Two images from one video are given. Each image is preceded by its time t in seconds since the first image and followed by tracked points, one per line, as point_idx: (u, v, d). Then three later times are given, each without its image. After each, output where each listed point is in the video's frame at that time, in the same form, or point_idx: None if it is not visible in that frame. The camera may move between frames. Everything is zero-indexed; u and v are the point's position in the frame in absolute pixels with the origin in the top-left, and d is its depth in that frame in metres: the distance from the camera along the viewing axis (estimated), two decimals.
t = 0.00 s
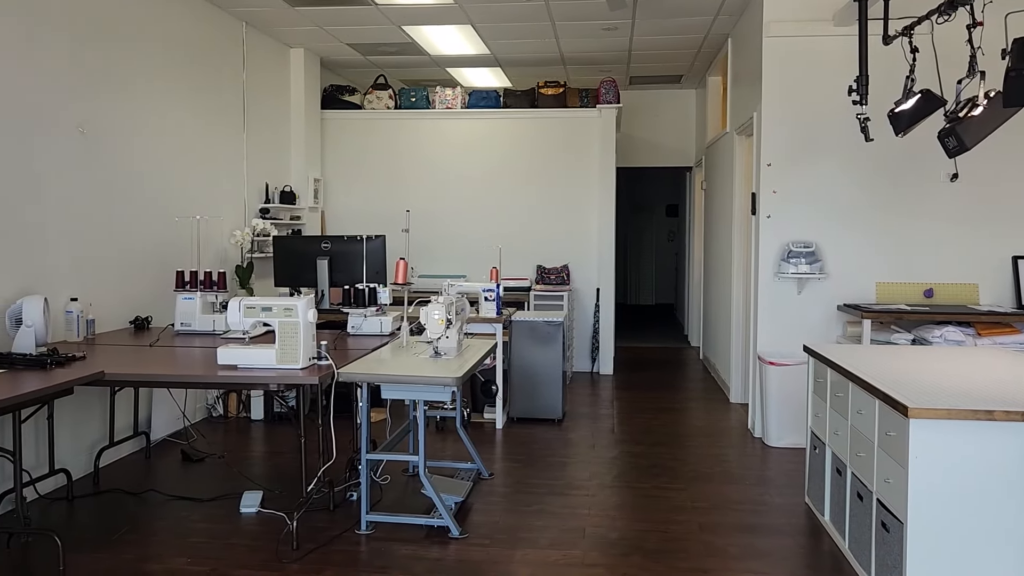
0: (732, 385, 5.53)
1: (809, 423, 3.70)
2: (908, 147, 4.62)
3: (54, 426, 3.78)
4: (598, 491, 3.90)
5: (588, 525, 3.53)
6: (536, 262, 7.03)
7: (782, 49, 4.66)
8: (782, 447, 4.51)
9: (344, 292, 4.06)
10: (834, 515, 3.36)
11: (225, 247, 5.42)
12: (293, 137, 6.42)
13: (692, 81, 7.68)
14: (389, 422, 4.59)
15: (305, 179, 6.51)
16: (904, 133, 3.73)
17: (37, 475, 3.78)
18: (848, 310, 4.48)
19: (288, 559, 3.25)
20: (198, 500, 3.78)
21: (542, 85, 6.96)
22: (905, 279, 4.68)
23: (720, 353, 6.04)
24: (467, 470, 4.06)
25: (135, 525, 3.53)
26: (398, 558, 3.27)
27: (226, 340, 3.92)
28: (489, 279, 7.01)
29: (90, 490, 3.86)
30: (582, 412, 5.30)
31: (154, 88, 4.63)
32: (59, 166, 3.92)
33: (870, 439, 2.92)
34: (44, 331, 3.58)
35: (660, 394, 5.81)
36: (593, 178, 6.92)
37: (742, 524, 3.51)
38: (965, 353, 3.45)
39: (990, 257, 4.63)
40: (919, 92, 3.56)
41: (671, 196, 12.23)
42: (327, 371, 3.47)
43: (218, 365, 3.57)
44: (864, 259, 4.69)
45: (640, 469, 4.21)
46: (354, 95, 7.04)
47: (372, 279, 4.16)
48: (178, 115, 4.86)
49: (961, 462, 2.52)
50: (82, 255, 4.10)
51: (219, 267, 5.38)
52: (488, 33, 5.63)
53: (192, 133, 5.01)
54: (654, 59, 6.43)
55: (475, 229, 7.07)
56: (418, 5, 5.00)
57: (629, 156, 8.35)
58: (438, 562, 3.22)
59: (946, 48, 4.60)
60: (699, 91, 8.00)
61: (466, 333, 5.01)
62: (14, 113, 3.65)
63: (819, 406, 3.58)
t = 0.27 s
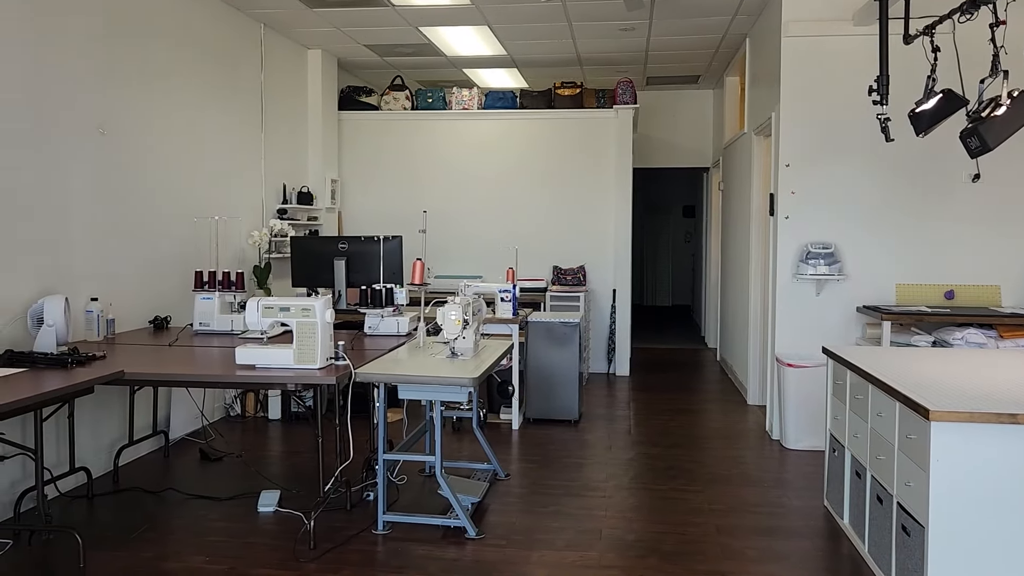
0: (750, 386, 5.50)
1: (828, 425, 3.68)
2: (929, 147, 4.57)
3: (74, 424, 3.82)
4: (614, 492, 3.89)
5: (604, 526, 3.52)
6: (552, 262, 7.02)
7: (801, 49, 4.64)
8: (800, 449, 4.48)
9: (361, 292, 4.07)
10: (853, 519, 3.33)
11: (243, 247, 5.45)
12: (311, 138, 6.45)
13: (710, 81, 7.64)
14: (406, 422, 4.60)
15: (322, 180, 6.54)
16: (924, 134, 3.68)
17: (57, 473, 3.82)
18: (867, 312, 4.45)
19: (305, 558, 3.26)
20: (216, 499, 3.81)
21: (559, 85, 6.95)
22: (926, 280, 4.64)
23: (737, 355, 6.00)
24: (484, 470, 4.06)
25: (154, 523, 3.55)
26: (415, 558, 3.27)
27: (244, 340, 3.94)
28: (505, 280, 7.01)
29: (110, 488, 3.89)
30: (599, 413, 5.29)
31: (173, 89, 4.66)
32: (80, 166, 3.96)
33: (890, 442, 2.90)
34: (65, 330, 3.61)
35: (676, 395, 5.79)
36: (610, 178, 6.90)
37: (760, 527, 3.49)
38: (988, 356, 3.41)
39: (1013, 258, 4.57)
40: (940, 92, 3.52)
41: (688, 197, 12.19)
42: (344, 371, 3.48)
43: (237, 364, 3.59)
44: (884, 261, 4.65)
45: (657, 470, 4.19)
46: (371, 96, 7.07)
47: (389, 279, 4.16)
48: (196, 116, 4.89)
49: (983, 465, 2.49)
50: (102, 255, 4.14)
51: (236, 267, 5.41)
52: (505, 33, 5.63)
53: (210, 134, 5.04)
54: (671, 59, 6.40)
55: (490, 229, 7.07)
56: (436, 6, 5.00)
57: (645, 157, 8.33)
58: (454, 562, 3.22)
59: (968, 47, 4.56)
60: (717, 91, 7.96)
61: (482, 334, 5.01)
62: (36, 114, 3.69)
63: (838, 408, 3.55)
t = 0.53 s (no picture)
0: (768, 389, 5.46)
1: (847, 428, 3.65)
2: (950, 148, 4.53)
3: (95, 423, 3.85)
4: (631, 494, 3.87)
5: (621, 528, 3.51)
6: (568, 263, 7.01)
7: (820, 49, 4.61)
8: (819, 452, 4.45)
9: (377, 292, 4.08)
10: (873, 523, 3.30)
11: (261, 248, 5.48)
12: (328, 139, 6.48)
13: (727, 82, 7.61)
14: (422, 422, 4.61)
15: (340, 181, 6.57)
16: (946, 134, 3.64)
17: (78, 472, 3.85)
18: (887, 314, 4.41)
19: (322, 557, 3.27)
20: (233, 498, 3.83)
21: (575, 86, 6.97)
22: (947, 282, 4.59)
23: (755, 357, 5.97)
24: (500, 471, 4.06)
25: (173, 521, 3.58)
26: (431, 558, 3.27)
27: (262, 340, 3.96)
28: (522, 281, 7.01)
29: (129, 487, 3.92)
30: (615, 414, 5.27)
31: (193, 91, 4.70)
32: (101, 167, 4.01)
33: (911, 445, 2.87)
34: (85, 329, 3.65)
35: (693, 397, 5.76)
36: (626, 179, 6.89)
37: (779, 530, 3.47)
38: (1011, 358, 3.37)
39: None
40: (962, 92, 3.49)
41: (704, 198, 12.15)
42: (361, 371, 3.49)
43: (255, 364, 3.61)
44: (904, 262, 4.61)
45: (674, 472, 4.18)
46: (388, 97, 7.09)
47: (405, 280, 4.17)
48: (216, 118, 4.93)
49: (1007, 469, 2.46)
50: (122, 256, 4.17)
51: (254, 268, 5.44)
52: (521, 35, 5.64)
53: (228, 136, 5.07)
54: (689, 59, 6.39)
55: (506, 231, 7.07)
56: (453, 7, 5.01)
57: (662, 158, 8.31)
58: (471, 563, 3.22)
59: (990, 46, 4.51)
60: (735, 92, 7.93)
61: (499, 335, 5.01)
62: (59, 115, 3.74)
63: (858, 411, 3.52)
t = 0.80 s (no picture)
0: (786, 391, 5.43)
1: (867, 431, 3.62)
2: (972, 148, 4.48)
3: (114, 423, 3.88)
4: (648, 497, 3.86)
5: (638, 530, 3.50)
6: (585, 265, 7.00)
7: (840, 49, 4.58)
8: (838, 455, 4.41)
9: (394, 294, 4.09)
10: (893, 527, 3.27)
11: (278, 249, 5.51)
12: (345, 141, 6.50)
13: (745, 82, 7.58)
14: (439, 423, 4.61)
15: (357, 182, 6.59)
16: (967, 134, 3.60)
17: (98, 471, 3.88)
18: (908, 316, 4.37)
19: (339, 558, 3.28)
20: (251, 498, 3.84)
21: (592, 87, 6.98)
22: (969, 284, 4.54)
23: (773, 359, 5.93)
24: (516, 473, 4.05)
25: (191, 521, 3.60)
26: (448, 560, 3.27)
27: (279, 340, 3.98)
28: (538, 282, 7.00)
29: (148, 486, 3.95)
30: (631, 416, 5.25)
31: (212, 93, 4.73)
32: (122, 169, 4.04)
33: (932, 448, 2.84)
34: (105, 330, 3.69)
35: (710, 400, 5.73)
36: (642, 181, 6.87)
37: (797, 533, 3.44)
38: None
39: None
40: (984, 92, 3.44)
41: (721, 199, 12.10)
42: (378, 372, 3.50)
43: (272, 364, 3.63)
44: (925, 264, 4.57)
45: (691, 475, 4.15)
46: (405, 99, 7.14)
47: (422, 281, 4.18)
48: (234, 120, 4.96)
49: None
50: (142, 257, 4.21)
51: (272, 269, 5.46)
52: (538, 36, 5.64)
53: (247, 138, 5.10)
54: (706, 60, 6.36)
55: (522, 232, 7.07)
56: (470, 9, 5.02)
57: (679, 159, 8.28)
58: (487, 564, 3.22)
59: (1013, 45, 4.46)
60: (752, 93, 7.89)
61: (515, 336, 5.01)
62: (80, 118, 3.77)
63: (877, 414, 3.49)
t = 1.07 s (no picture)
0: (804, 394, 5.39)
1: (887, 434, 3.59)
2: (994, 148, 4.43)
3: (134, 422, 3.91)
4: (665, 499, 3.84)
5: (655, 533, 3.48)
6: (602, 266, 6.99)
7: (860, 49, 4.54)
8: (858, 458, 4.38)
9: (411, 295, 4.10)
10: (914, 530, 3.24)
11: (296, 250, 5.54)
12: (362, 142, 6.53)
13: (763, 82, 7.54)
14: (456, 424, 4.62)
15: (374, 183, 6.61)
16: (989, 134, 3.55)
17: (118, 470, 3.92)
18: (929, 318, 4.33)
19: (356, 558, 3.29)
20: (269, 497, 3.86)
21: (610, 88, 6.93)
22: (991, 286, 4.49)
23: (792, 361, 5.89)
24: (533, 474, 4.05)
25: (210, 520, 3.62)
26: (465, 560, 3.28)
27: (298, 341, 4.00)
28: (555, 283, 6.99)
29: (167, 485, 3.98)
30: (649, 418, 5.24)
31: (231, 95, 4.77)
32: (142, 170, 4.08)
33: (954, 452, 2.81)
34: (126, 330, 3.71)
35: (728, 402, 5.70)
36: (660, 181, 6.85)
37: (816, 536, 3.42)
38: None
39: None
40: (1007, 91, 3.40)
41: (739, 200, 12.04)
42: (395, 372, 3.51)
43: (290, 365, 3.64)
44: (946, 265, 4.52)
45: (709, 477, 4.14)
46: (422, 100, 7.12)
47: (439, 282, 4.18)
48: (253, 122, 4.99)
49: None
50: (162, 258, 4.24)
51: (290, 270, 5.49)
52: (555, 37, 5.63)
53: (265, 140, 5.13)
54: (724, 60, 6.33)
55: (538, 233, 7.07)
56: (487, 10, 5.02)
57: (697, 159, 8.25)
58: (504, 565, 3.22)
59: None
60: (771, 93, 7.84)
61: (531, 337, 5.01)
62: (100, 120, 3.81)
63: (898, 416, 3.46)
